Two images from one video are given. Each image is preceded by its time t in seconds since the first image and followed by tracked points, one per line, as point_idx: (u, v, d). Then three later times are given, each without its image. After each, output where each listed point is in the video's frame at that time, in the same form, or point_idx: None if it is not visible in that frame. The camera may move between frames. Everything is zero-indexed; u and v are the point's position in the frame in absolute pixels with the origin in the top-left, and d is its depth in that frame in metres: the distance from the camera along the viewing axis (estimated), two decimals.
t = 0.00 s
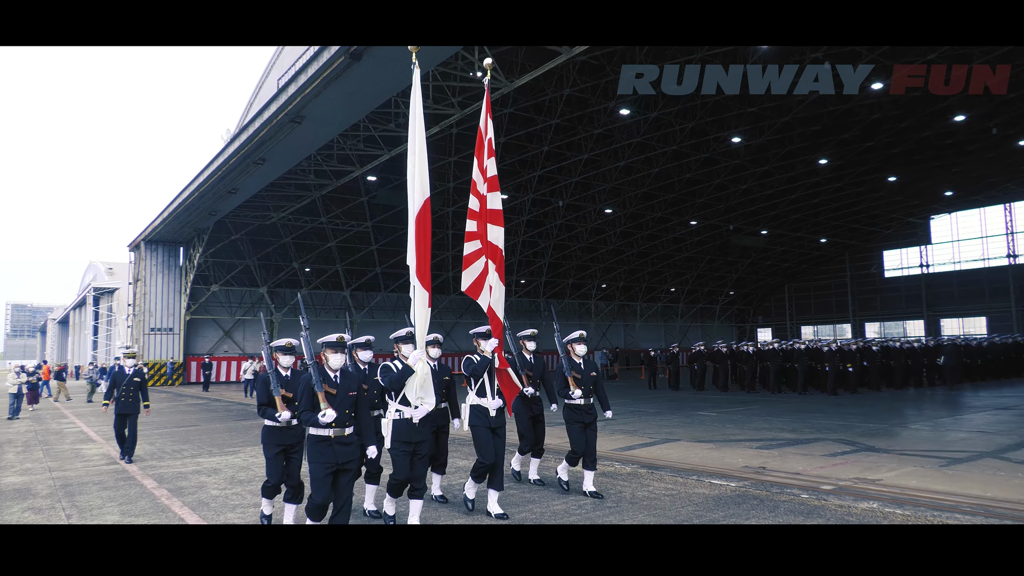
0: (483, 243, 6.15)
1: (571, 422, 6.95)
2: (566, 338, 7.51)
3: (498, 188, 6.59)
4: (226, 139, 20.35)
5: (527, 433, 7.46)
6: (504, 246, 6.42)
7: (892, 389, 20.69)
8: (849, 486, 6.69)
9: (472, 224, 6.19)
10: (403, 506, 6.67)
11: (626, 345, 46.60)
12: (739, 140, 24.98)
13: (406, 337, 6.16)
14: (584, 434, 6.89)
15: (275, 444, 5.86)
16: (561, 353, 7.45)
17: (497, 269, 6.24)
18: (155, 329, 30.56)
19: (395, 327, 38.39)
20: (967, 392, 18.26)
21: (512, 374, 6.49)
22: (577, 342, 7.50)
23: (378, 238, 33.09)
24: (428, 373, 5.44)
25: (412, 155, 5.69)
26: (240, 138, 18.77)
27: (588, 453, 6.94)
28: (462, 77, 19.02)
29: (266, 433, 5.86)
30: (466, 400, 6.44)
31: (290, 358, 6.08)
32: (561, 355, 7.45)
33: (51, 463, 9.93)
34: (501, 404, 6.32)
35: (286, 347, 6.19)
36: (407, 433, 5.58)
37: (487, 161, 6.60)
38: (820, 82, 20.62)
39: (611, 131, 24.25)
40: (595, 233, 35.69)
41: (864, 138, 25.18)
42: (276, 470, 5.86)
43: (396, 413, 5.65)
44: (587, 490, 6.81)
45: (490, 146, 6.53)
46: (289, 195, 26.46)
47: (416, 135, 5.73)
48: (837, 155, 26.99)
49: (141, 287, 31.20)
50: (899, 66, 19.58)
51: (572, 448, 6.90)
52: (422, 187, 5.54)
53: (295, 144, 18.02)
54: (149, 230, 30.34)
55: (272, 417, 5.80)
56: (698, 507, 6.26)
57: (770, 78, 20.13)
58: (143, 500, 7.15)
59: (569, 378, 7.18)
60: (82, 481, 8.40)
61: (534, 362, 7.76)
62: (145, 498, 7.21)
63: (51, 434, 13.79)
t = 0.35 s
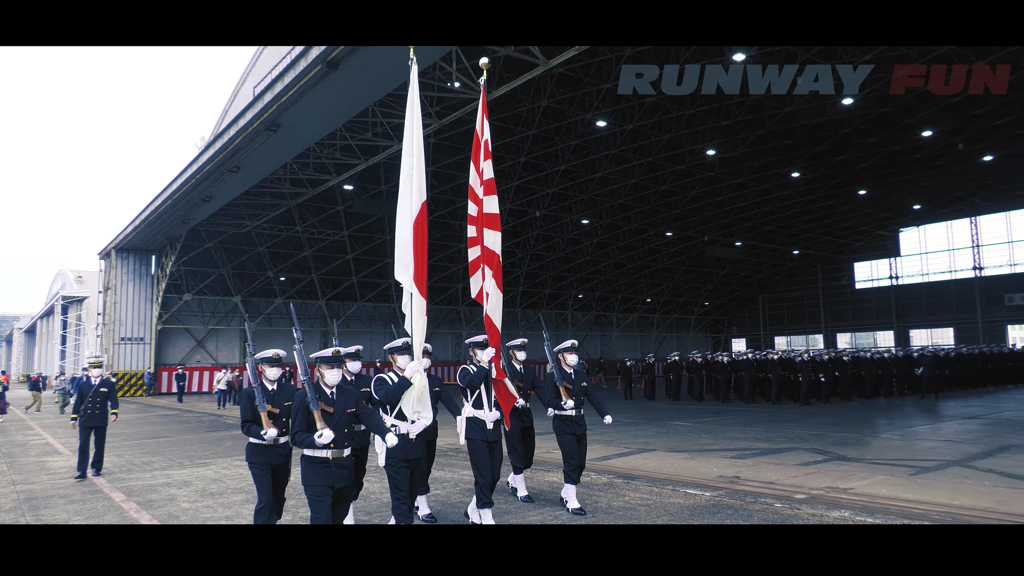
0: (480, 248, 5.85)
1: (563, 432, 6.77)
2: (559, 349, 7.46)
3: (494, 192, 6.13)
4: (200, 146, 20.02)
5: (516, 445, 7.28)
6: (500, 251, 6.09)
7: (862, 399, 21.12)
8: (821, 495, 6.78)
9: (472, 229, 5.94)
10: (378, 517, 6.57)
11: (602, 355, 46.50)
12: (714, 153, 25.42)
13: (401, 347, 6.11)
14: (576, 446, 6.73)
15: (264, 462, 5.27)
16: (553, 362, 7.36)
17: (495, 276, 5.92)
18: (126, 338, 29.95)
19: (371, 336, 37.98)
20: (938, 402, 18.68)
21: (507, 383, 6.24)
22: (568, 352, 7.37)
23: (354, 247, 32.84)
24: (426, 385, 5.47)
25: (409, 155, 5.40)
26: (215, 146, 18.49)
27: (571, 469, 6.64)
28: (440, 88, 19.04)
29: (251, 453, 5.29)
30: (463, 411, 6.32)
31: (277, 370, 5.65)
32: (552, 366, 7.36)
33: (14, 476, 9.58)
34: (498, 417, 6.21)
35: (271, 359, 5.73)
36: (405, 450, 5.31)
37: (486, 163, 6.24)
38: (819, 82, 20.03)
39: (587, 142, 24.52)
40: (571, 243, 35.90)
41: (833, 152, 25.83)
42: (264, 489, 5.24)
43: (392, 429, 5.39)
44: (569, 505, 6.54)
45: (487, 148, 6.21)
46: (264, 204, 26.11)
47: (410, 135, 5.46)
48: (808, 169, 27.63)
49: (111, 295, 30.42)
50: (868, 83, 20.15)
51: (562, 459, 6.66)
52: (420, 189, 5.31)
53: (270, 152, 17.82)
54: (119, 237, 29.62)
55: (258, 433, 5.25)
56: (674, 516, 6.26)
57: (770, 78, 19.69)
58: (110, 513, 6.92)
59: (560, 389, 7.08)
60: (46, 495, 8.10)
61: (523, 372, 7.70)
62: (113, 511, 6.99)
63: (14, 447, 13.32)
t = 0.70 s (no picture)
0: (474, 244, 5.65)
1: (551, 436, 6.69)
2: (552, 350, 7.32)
3: (493, 187, 5.99)
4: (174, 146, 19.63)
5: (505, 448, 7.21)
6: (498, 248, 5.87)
7: (836, 401, 21.52)
8: (796, 497, 6.87)
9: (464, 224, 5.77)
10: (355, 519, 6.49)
11: (581, 359, 46.83)
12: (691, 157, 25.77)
13: (403, 347, 5.47)
14: (564, 451, 6.67)
15: (253, 473, 5.05)
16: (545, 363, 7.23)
17: (492, 274, 5.73)
18: (98, 342, 29.07)
19: (349, 339, 37.61)
20: (913, 404, 19.12)
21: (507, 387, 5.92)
22: (558, 354, 7.35)
23: (331, 250, 32.46)
24: (429, 389, 5.13)
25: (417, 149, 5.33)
26: (190, 146, 18.15)
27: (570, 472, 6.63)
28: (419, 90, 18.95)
29: (236, 461, 5.08)
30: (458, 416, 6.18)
31: (269, 373, 5.38)
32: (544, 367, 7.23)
33: None
34: (496, 420, 6.11)
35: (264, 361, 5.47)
36: (404, 454, 5.12)
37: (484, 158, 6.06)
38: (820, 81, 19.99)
39: (566, 147, 24.68)
40: (550, 247, 36.00)
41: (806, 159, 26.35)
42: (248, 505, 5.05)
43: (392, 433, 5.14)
44: (549, 509, 6.58)
45: (484, 142, 6.04)
46: (240, 205, 25.74)
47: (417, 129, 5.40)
48: (784, 174, 28.14)
49: (82, 297, 29.61)
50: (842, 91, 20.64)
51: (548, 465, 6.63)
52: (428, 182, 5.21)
53: (247, 153, 17.54)
54: (91, 238, 28.88)
55: (249, 442, 4.97)
56: (652, 518, 6.28)
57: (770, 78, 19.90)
58: (79, 519, 6.70)
59: (551, 391, 6.98)
60: (12, 502, 7.83)
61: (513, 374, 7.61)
62: (81, 517, 6.77)
63: None
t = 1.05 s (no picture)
0: (478, 241, 5.64)
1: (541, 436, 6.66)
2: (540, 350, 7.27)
3: (495, 182, 6.04)
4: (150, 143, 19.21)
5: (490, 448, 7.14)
6: (500, 245, 6.01)
7: (811, 401, 21.87)
8: (772, 495, 6.95)
9: (466, 221, 5.66)
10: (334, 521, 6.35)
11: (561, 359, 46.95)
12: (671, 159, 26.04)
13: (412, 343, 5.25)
14: (554, 450, 6.62)
15: (252, 477, 4.53)
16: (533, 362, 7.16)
17: (494, 271, 5.83)
18: (71, 341, 28.11)
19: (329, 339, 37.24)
20: (889, 403, 19.54)
21: (507, 387, 5.98)
22: (549, 354, 7.42)
23: (310, 249, 32.12)
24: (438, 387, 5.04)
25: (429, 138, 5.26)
26: (166, 143, 17.80)
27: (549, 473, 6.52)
28: (399, 89, 18.79)
29: (234, 468, 4.54)
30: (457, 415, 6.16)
31: (270, 371, 4.99)
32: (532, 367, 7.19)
33: None
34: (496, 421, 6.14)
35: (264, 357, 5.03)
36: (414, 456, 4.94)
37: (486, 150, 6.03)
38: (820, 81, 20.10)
39: (547, 147, 24.74)
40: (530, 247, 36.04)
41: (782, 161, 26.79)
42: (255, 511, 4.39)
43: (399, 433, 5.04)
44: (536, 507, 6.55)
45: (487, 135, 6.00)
46: (217, 204, 25.32)
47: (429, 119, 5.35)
48: (762, 176, 28.54)
49: (54, 296, 28.81)
50: (819, 94, 21.04)
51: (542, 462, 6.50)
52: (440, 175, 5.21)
53: (225, 151, 17.26)
54: (63, 236, 28.12)
55: (249, 444, 4.51)
56: (632, 518, 6.31)
57: (771, 77, 19.87)
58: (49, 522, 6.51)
59: (542, 391, 6.99)
60: None
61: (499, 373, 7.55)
62: (51, 520, 6.57)
63: None
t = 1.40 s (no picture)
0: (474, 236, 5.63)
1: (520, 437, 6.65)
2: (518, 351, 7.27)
3: (492, 177, 6.13)
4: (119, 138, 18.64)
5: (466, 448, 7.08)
6: (495, 242, 6.00)
7: (781, 400, 22.28)
8: (743, 493, 7.05)
9: (463, 216, 5.72)
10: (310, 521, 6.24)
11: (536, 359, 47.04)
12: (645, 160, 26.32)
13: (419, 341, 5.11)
14: (533, 452, 6.61)
15: (249, 489, 4.25)
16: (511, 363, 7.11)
17: (490, 268, 5.81)
18: (34, 339, 27.26)
19: (301, 339, 36.72)
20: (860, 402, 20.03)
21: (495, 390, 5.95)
22: (528, 354, 7.35)
23: (283, 247, 31.50)
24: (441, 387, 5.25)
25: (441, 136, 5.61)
26: (135, 139, 17.31)
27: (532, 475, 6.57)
28: (374, 88, 18.54)
29: (229, 476, 4.26)
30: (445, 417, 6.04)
31: (269, 372, 4.89)
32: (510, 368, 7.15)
33: None
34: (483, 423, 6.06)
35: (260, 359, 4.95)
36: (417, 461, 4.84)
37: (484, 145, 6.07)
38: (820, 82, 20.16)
39: (523, 147, 24.73)
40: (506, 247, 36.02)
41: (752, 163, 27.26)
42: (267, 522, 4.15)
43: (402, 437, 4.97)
44: (520, 513, 6.43)
45: (486, 131, 6.03)
46: (187, 200, 24.73)
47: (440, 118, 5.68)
48: (735, 178, 28.99)
49: (18, 293, 27.81)
50: (789, 98, 21.46)
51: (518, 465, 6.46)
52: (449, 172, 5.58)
53: (197, 147, 16.86)
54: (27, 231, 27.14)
55: (251, 450, 4.26)
56: (604, 516, 6.34)
57: (771, 78, 19.93)
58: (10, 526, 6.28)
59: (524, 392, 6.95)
60: None
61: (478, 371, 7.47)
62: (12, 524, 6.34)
63: None
